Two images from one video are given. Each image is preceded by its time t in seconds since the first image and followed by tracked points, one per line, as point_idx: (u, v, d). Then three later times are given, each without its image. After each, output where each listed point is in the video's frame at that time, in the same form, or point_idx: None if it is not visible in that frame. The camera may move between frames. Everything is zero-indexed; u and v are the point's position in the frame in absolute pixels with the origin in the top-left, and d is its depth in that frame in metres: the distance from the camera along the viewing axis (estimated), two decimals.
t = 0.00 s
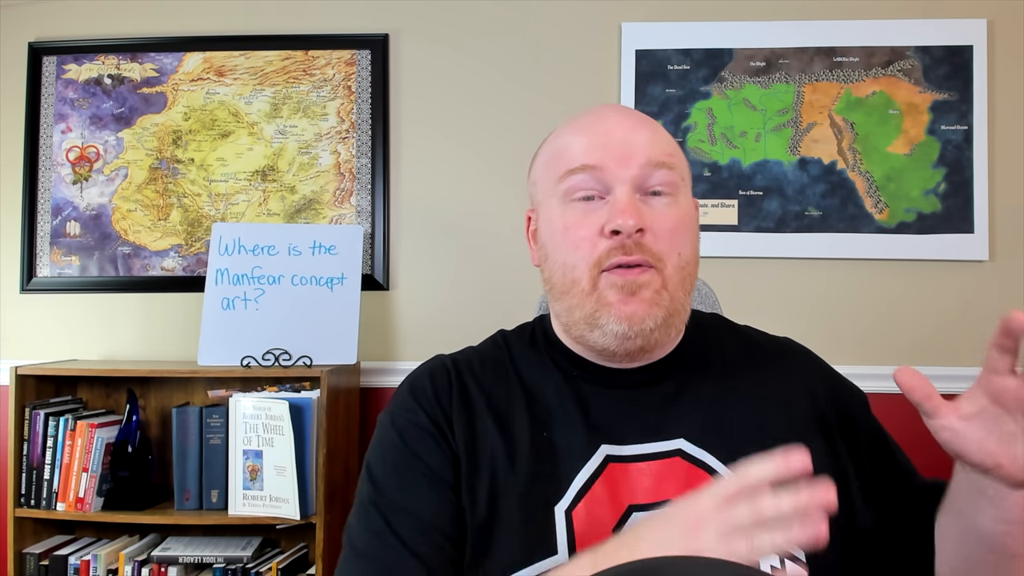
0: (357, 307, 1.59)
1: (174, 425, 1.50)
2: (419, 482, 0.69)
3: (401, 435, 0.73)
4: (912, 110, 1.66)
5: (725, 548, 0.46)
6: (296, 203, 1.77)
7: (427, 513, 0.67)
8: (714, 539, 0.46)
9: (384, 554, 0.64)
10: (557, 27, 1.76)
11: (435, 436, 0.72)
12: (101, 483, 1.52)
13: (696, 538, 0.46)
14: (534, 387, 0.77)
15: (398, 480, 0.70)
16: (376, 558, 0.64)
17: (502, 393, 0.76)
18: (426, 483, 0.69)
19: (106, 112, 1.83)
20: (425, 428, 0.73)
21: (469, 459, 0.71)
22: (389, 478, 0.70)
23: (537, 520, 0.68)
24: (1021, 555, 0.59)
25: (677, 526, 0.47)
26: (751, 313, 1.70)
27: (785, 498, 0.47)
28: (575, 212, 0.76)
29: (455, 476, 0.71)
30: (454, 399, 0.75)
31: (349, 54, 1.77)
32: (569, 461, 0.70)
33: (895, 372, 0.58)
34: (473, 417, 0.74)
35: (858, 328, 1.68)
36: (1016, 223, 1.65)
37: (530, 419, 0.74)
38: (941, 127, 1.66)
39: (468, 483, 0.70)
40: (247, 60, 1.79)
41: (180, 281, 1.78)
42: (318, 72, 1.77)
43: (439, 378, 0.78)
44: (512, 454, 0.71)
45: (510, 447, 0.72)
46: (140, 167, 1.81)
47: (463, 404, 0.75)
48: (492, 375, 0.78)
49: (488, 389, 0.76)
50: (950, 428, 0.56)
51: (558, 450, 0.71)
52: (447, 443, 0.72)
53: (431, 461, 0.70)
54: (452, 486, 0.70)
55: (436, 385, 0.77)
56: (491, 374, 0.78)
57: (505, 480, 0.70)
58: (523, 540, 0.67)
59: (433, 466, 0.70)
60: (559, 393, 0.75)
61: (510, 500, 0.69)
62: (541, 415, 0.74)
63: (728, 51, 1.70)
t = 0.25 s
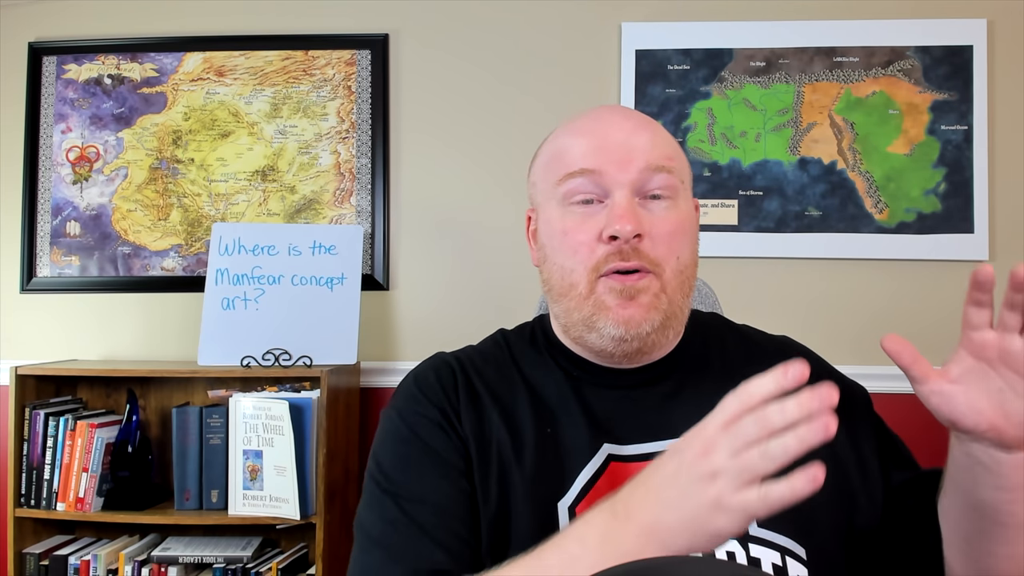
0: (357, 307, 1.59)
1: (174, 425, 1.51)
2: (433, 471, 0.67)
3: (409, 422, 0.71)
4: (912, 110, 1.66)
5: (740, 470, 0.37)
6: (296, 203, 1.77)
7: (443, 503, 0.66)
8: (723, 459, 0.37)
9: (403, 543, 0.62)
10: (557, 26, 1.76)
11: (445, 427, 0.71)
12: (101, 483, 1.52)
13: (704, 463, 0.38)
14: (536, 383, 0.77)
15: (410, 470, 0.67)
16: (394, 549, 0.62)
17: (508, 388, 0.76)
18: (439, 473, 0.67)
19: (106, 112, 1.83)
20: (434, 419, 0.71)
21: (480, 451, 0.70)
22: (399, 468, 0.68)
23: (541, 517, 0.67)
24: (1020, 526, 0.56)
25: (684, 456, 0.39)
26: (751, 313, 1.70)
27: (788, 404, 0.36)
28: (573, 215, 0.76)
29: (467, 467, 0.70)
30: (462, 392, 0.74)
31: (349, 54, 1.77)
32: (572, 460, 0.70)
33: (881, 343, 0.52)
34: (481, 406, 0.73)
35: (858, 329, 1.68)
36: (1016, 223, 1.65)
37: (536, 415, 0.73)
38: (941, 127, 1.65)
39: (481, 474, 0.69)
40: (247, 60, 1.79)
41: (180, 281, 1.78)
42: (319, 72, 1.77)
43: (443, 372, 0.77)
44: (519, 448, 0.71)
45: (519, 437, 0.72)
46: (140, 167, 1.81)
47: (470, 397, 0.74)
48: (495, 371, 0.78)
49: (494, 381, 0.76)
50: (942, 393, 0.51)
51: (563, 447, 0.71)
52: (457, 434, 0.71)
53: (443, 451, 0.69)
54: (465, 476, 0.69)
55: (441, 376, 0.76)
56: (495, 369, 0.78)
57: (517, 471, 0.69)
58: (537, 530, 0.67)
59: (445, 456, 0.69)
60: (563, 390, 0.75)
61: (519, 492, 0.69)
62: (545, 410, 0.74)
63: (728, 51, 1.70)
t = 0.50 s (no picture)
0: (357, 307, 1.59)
1: (174, 425, 1.50)
2: (443, 457, 0.67)
3: (416, 411, 0.71)
4: (912, 110, 1.66)
5: (743, 401, 0.40)
6: (296, 203, 1.77)
7: (454, 488, 0.65)
8: (725, 393, 0.41)
9: (416, 527, 0.61)
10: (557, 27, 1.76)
11: (452, 415, 0.71)
12: (101, 483, 1.52)
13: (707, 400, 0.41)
14: (539, 379, 0.77)
15: (419, 456, 0.66)
16: (407, 532, 0.61)
17: (511, 382, 0.76)
18: (449, 459, 0.67)
19: (106, 112, 1.83)
20: (442, 408, 0.71)
21: (487, 440, 0.70)
22: (407, 454, 0.67)
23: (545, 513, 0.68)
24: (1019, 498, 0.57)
25: (688, 398, 0.43)
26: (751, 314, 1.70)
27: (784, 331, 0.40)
28: (572, 217, 0.76)
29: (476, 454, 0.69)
30: (467, 383, 0.74)
31: (349, 54, 1.77)
32: (574, 457, 0.71)
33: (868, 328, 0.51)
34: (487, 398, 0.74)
35: (858, 329, 1.68)
36: (1016, 223, 1.65)
37: (539, 409, 0.74)
38: (941, 127, 1.65)
39: (489, 462, 0.69)
40: (247, 60, 1.79)
41: (180, 281, 1.78)
42: (319, 72, 1.77)
43: (447, 366, 0.77)
44: (523, 441, 0.71)
45: (525, 428, 0.72)
46: (140, 167, 1.81)
47: (476, 388, 0.74)
48: (498, 366, 0.78)
49: (497, 374, 0.77)
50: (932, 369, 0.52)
51: (567, 440, 0.72)
52: (464, 423, 0.71)
53: (452, 438, 0.69)
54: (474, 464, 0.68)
55: (445, 369, 0.76)
56: (498, 363, 0.79)
57: (524, 460, 0.70)
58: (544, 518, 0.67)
59: (455, 443, 0.68)
60: (565, 386, 0.76)
61: (525, 482, 0.69)
62: (548, 405, 0.74)
63: (728, 51, 1.70)
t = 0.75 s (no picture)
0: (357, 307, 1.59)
1: (174, 425, 1.50)
2: (448, 460, 0.67)
3: (418, 415, 0.71)
4: (912, 110, 1.66)
5: (744, 390, 0.43)
6: (296, 203, 1.77)
7: (460, 491, 0.65)
8: (725, 384, 0.43)
9: (422, 532, 0.61)
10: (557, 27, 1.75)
11: (455, 418, 0.71)
12: (101, 483, 1.52)
13: (710, 394, 0.44)
14: (538, 381, 0.77)
15: (423, 460, 0.66)
16: (415, 537, 0.61)
17: (510, 384, 0.76)
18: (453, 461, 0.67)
19: (106, 112, 1.83)
20: (444, 411, 0.71)
21: (489, 442, 0.70)
22: (411, 458, 0.67)
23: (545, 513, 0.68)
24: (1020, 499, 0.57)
25: (689, 393, 0.45)
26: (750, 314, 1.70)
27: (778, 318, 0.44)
28: (576, 221, 0.76)
29: (479, 457, 0.69)
30: (468, 385, 0.74)
31: (349, 54, 1.77)
32: (576, 458, 0.71)
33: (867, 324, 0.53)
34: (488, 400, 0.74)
35: (858, 329, 1.68)
36: (1016, 223, 1.65)
37: (540, 411, 0.73)
38: (941, 127, 1.65)
39: (492, 464, 0.69)
40: (247, 60, 1.79)
41: (180, 281, 1.78)
42: (319, 72, 1.77)
43: (447, 368, 0.77)
44: (524, 444, 0.71)
45: (527, 429, 0.72)
46: (140, 167, 1.81)
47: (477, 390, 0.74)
48: (498, 368, 0.78)
49: (497, 375, 0.77)
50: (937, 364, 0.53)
51: (569, 440, 0.72)
52: (467, 425, 0.71)
53: (456, 441, 0.68)
54: (477, 465, 0.68)
55: (445, 371, 0.76)
56: (498, 364, 0.79)
57: (526, 462, 0.70)
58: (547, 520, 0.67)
59: (458, 446, 0.68)
60: (566, 388, 0.76)
61: (527, 484, 0.69)
62: (549, 407, 0.74)
63: (728, 51, 1.70)
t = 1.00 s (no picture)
0: (357, 307, 1.59)
1: (174, 425, 1.50)
2: (451, 460, 0.67)
3: (417, 417, 0.71)
4: (912, 110, 1.66)
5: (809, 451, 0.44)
6: (296, 203, 1.77)
7: (464, 490, 0.65)
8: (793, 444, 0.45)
9: (429, 533, 0.61)
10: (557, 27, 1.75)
11: (456, 417, 0.71)
12: (101, 483, 1.52)
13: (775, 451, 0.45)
14: (536, 379, 0.77)
15: (428, 461, 0.67)
16: (424, 539, 0.61)
17: (509, 382, 0.76)
18: (456, 461, 0.67)
19: (106, 112, 1.83)
20: (445, 411, 0.71)
21: (490, 440, 0.70)
22: (417, 459, 0.67)
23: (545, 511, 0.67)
24: None
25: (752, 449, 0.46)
26: (750, 314, 1.70)
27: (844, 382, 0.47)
28: (600, 220, 0.76)
29: (481, 454, 0.70)
30: (467, 384, 0.74)
31: (349, 54, 1.77)
32: (574, 457, 0.70)
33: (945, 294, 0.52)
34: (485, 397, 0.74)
35: (857, 329, 1.68)
36: (1016, 223, 1.65)
37: (539, 409, 0.73)
38: (941, 127, 1.65)
39: (494, 460, 0.69)
40: (247, 60, 1.79)
41: (180, 281, 1.78)
42: (318, 72, 1.77)
43: (446, 368, 0.77)
44: (522, 442, 0.71)
45: (526, 424, 0.72)
46: (140, 167, 1.81)
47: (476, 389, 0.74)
48: (496, 367, 0.78)
49: (494, 373, 0.77)
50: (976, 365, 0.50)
51: (568, 435, 0.72)
52: (468, 424, 0.71)
53: (457, 440, 0.69)
54: (480, 463, 0.68)
55: (442, 371, 0.76)
56: (495, 362, 0.79)
57: (526, 458, 0.70)
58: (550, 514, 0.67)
59: (461, 444, 0.68)
60: (565, 386, 0.76)
61: (528, 481, 0.68)
62: (548, 405, 0.74)
63: (728, 51, 1.70)
